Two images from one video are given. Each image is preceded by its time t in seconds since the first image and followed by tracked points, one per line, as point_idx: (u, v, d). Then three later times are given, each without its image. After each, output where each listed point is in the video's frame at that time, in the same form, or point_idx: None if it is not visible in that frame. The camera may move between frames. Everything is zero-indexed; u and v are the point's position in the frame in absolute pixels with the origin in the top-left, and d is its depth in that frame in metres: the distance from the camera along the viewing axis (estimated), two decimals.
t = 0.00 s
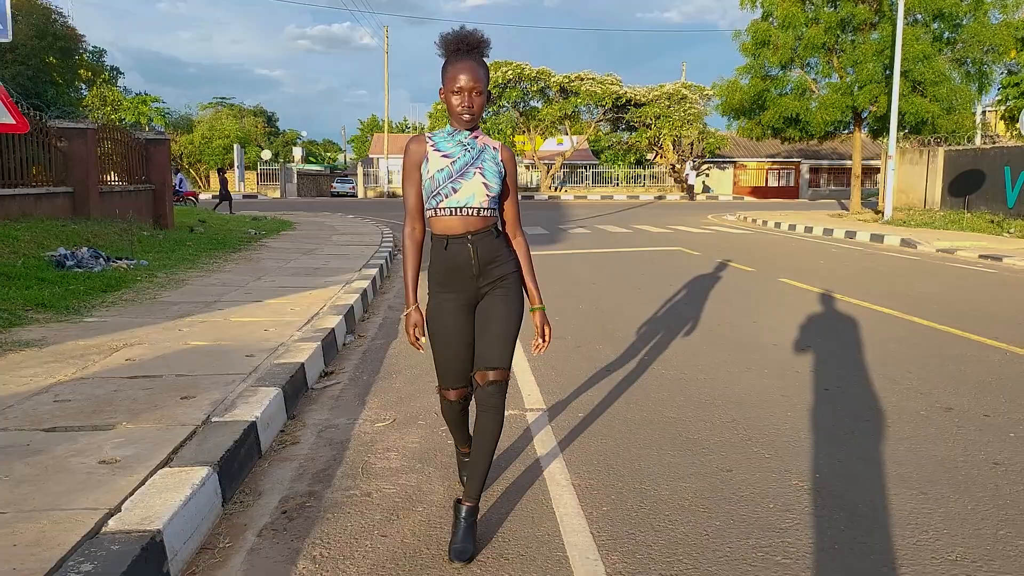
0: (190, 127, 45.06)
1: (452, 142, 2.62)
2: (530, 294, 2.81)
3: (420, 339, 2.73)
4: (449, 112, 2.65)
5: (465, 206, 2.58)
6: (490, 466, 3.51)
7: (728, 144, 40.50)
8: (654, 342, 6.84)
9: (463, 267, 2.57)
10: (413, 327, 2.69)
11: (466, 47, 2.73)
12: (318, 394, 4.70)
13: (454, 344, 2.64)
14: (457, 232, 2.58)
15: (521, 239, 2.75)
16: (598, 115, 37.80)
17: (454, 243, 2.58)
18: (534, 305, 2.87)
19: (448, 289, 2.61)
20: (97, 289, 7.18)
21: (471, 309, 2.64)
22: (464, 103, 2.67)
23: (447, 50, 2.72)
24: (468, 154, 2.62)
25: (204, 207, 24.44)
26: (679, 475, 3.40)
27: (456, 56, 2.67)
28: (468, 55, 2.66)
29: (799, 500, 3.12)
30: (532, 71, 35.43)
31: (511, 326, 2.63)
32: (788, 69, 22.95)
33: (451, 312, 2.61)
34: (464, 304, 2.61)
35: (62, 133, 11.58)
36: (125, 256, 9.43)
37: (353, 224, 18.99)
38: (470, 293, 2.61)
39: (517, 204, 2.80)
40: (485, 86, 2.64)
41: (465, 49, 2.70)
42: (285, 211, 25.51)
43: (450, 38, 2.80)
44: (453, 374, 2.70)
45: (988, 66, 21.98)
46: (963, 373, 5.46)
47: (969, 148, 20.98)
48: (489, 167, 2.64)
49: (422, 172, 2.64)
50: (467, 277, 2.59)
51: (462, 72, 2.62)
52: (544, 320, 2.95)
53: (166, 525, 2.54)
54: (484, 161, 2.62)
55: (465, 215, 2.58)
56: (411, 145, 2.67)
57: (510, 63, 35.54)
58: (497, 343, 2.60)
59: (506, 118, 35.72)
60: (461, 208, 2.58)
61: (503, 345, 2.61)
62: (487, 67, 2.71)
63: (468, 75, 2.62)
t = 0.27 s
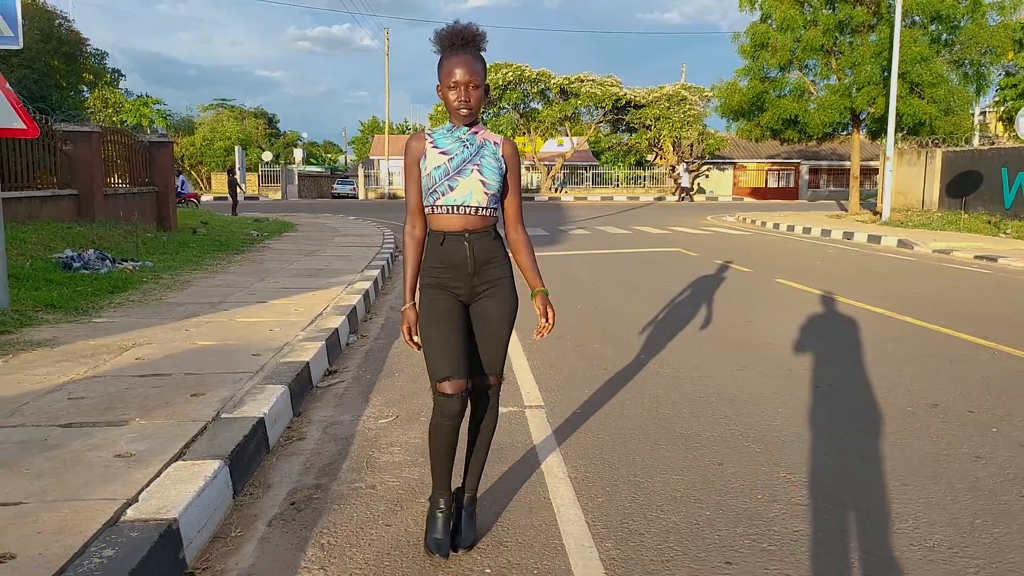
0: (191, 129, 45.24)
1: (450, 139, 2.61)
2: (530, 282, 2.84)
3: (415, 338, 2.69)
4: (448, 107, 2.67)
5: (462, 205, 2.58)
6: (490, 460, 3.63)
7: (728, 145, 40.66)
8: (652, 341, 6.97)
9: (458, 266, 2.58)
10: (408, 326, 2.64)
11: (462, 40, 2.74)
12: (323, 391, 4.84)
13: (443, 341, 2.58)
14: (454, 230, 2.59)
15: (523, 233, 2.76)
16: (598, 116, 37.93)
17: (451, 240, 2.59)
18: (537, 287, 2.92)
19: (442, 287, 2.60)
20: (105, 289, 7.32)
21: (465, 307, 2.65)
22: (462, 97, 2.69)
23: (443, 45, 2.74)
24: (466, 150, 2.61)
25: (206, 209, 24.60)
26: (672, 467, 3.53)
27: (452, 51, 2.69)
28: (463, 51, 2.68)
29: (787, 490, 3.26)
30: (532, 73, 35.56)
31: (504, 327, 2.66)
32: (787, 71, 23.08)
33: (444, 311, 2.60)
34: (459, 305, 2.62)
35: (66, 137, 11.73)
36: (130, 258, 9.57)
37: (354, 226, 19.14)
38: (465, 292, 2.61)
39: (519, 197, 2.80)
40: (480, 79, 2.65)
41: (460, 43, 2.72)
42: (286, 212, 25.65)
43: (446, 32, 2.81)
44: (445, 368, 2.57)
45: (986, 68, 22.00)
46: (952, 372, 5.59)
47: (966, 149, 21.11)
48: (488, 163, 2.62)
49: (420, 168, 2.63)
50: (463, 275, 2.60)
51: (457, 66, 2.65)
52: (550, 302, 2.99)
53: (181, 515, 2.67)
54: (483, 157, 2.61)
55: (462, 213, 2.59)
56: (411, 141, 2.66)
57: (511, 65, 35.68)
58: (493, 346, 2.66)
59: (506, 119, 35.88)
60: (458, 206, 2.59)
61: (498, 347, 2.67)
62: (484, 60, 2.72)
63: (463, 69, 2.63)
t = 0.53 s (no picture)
0: (193, 131, 45.48)
1: (450, 153, 2.53)
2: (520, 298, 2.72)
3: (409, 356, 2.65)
4: (442, 120, 2.60)
5: (462, 220, 2.48)
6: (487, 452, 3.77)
7: (728, 147, 40.84)
8: (647, 340, 7.10)
9: (451, 280, 2.47)
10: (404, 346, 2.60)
11: (453, 50, 2.67)
12: (325, 387, 4.98)
13: (430, 355, 2.45)
14: (452, 244, 2.48)
15: (521, 248, 2.64)
16: (598, 118, 38.09)
17: (446, 254, 2.48)
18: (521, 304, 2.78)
19: (432, 301, 2.49)
20: (111, 289, 7.46)
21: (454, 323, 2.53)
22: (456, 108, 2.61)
23: (434, 57, 2.68)
24: (466, 164, 2.52)
25: (208, 210, 24.79)
26: (664, 458, 3.67)
27: (444, 61, 2.63)
28: (457, 61, 2.61)
29: (774, 479, 3.40)
30: (532, 74, 35.73)
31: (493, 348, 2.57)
32: (785, 73, 23.24)
33: (432, 326, 2.48)
34: (448, 321, 2.51)
35: (72, 139, 11.86)
36: (135, 258, 9.73)
37: (354, 227, 19.32)
38: (454, 307, 2.50)
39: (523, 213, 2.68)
40: (474, 88, 2.57)
41: (452, 53, 2.65)
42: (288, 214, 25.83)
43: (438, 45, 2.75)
44: (430, 381, 2.42)
45: (983, 70, 22.12)
46: (941, 372, 5.71)
47: (964, 151, 21.26)
48: (489, 176, 2.52)
49: (420, 184, 2.55)
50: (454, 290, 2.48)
51: (450, 76, 2.57)
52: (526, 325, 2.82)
53: (193, 499, 2.80)
54: (483, 169, 2.51)
55: (463, 228, 2.48)
56: (412, 156, 2.59)
57: (511, 67, 35.82)
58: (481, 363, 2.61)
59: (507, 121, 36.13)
60: (458, 221, 2.48)
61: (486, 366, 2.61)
62: (477, 68, 2.65)
63: (456, 79, 2.55)
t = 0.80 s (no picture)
0: (196, 133, 45.68)
1: (442, 148, 2.56)
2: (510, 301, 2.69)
3: (389, 359, 2.65)
4: (433, 114, 2.62)
5: (458, 214, 2.51)
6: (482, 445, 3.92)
7: (728, 149, 40.99)
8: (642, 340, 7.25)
9: (442, 277, 2.50)
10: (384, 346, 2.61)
11: (446, 44, 2.70)
12: (327, 383, 5.14)
13: (423, 358, 2.54)
14: (447, 239, 2.51)
15: (516, 243, 2.66)
16: (599, 120, 38.22)
17: (440, 248, 2.51)
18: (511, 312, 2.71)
19: (422, 298, 2.52)
20: (118, 289, 7.63)
21: (444, 322, 2.57)
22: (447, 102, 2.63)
23: (427, 50, 2.70)
24: (459, 158, 2.54)
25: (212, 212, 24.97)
26: (651, 449, 3.85)
27: (435, 55, 2.64)
28: (448, 54, 2.63)
29: (755, 467, 3.56)
30: (533, 77, 35.89)
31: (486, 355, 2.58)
32: (784, 75, 23.40)
33: (422, 326, 2.53)
34: (438, 320, 2.55)
35: (78, 142, 12.03)
36: (141, 260, 9.89)
37: (356, 228, 19.49)
38: (444, 306, 2.53)
39: (517, 201, 2.70)
40: (466, 84, 2.60)
41: (444, 47, 2.68)
42: (291, 216, 26.01)
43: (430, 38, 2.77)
44: (424, 384, 2.54)
45: (981, 73, 22.23)
46: (927, 373, 5.85)
47: (961, 153, 21.38)
48: (483, 169, 2.55)
49: (414, 181, 2.58)
50: (446, 288, 2.51)
51: (442, 71, 2.60)
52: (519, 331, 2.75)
53: (202, 485, 2.97)
54: (477, 162, 2.54)
55: (459, 223, 2.51)
56: (403, 155, 2.62)
57: (512, 69, 36.03)
58: (472, 374, 2.57)
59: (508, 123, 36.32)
60: (454, 216, 2.51)
61: (481, 379, 2.58)
62: (469, 61, 2.67)
63: (448, 74, 2.58)
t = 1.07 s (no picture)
0: (202, 136, 45.95)
1: (437, 147, 2.53)
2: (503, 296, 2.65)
3: (386, 361, 2.68)
4: (430, 113, 2.58)
5: (452, 215, 2.49)
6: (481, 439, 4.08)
7: (731, 151, 41.13)
8: (640, 341, 7.39)
9: (438, 278, 2.48)
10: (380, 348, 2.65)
11: (446, 41, 2.64)
12: (331, 381, 5.29)
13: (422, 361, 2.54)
14: (440, 241, 2.49)
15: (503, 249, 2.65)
16: (603, 123, 38.40)
17: (435, 250, 2.49)
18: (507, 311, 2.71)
19: (418, 301, 2.51)
20: (127, 290, 7.79)
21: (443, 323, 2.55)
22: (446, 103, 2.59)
23: (426, 45, 2.64)
24: (455, 158, 2.52)
25: (217, 214, 25.17)
26: (643, 443, 4.00)
27: (437, 53, 2.59)
28: (448, 53, 2.58)
29: (743, 461, 3.71)
30: (537, 80, 36.08)
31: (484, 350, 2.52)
32: (786, 78, 23.53)
33: (420, 327, 2.51)
34: (437, 321, 2.52)
35: (87, 145, 12.21)
36: (149, 261, 10.08)
37: (360, 230, 19.70)
38: (441, 307, 2.51)
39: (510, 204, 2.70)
40: (466, 85, 2.56)
41: (446, 44, 2.62)
42: (295, 218, 26.20)
43: (429, 30, 2.71)
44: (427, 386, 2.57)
45: (983, 76, 22.34)
46: (918, 374, 5.98)
47: (962, 156, 21.49)
48: (479, 169, 2.53)
49: (408, 180, 2.55)
50: (442, 289, 2.49)
51: (442, 70, 2.55)
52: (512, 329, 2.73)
53: (213, 474, 3.12)
54: (473, 163, 2.52)
55: (453, 224, 2.49)
56: (397, 153, 2.58)
57: (516, 72, 36.24)
58: (468, 372, 2.50)
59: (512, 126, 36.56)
60: (448, 217, 2.49)
61: (476, 372, 2.50)
62: (470, 61, 2.62)
63: (448, 74, 2.54)
